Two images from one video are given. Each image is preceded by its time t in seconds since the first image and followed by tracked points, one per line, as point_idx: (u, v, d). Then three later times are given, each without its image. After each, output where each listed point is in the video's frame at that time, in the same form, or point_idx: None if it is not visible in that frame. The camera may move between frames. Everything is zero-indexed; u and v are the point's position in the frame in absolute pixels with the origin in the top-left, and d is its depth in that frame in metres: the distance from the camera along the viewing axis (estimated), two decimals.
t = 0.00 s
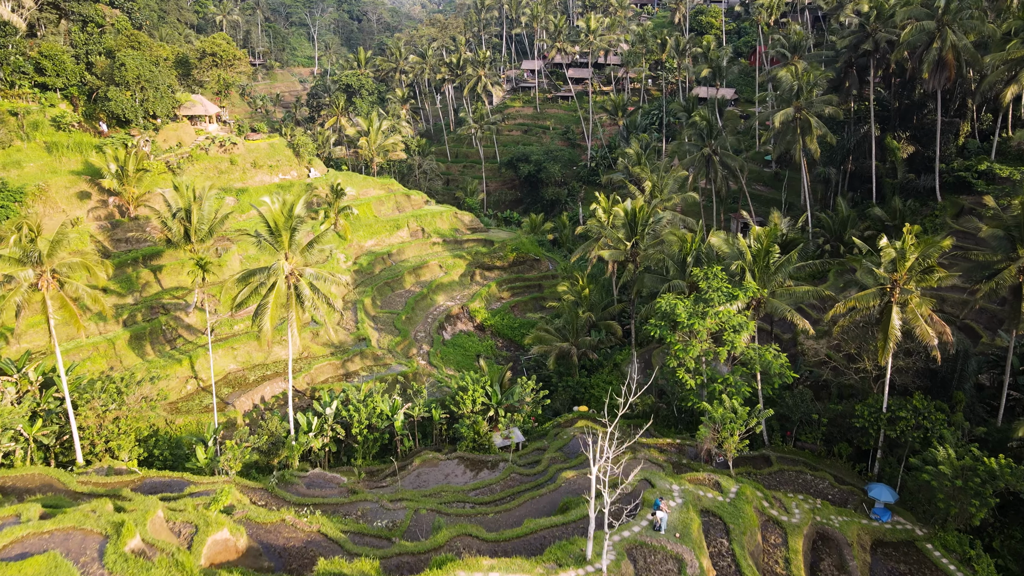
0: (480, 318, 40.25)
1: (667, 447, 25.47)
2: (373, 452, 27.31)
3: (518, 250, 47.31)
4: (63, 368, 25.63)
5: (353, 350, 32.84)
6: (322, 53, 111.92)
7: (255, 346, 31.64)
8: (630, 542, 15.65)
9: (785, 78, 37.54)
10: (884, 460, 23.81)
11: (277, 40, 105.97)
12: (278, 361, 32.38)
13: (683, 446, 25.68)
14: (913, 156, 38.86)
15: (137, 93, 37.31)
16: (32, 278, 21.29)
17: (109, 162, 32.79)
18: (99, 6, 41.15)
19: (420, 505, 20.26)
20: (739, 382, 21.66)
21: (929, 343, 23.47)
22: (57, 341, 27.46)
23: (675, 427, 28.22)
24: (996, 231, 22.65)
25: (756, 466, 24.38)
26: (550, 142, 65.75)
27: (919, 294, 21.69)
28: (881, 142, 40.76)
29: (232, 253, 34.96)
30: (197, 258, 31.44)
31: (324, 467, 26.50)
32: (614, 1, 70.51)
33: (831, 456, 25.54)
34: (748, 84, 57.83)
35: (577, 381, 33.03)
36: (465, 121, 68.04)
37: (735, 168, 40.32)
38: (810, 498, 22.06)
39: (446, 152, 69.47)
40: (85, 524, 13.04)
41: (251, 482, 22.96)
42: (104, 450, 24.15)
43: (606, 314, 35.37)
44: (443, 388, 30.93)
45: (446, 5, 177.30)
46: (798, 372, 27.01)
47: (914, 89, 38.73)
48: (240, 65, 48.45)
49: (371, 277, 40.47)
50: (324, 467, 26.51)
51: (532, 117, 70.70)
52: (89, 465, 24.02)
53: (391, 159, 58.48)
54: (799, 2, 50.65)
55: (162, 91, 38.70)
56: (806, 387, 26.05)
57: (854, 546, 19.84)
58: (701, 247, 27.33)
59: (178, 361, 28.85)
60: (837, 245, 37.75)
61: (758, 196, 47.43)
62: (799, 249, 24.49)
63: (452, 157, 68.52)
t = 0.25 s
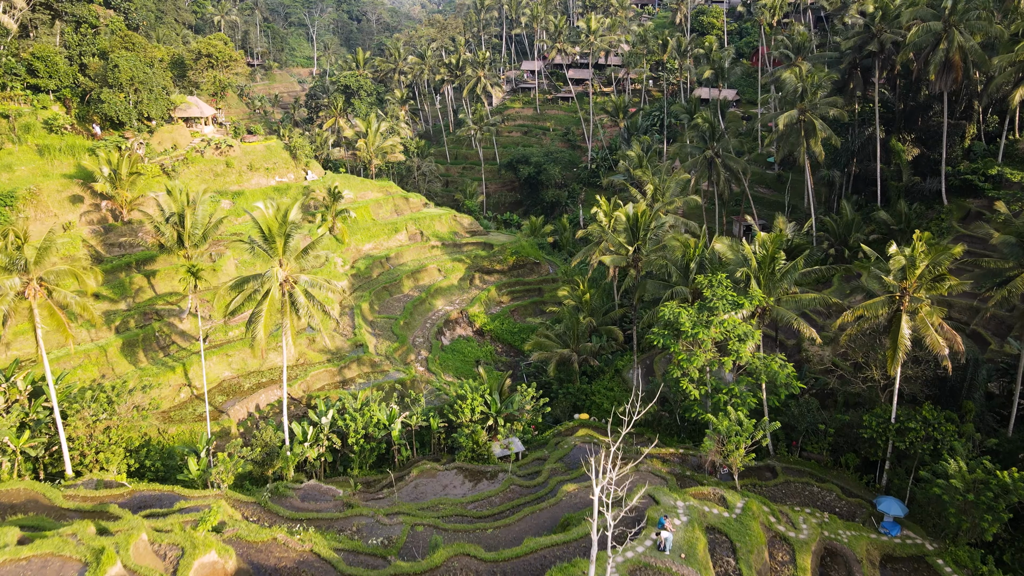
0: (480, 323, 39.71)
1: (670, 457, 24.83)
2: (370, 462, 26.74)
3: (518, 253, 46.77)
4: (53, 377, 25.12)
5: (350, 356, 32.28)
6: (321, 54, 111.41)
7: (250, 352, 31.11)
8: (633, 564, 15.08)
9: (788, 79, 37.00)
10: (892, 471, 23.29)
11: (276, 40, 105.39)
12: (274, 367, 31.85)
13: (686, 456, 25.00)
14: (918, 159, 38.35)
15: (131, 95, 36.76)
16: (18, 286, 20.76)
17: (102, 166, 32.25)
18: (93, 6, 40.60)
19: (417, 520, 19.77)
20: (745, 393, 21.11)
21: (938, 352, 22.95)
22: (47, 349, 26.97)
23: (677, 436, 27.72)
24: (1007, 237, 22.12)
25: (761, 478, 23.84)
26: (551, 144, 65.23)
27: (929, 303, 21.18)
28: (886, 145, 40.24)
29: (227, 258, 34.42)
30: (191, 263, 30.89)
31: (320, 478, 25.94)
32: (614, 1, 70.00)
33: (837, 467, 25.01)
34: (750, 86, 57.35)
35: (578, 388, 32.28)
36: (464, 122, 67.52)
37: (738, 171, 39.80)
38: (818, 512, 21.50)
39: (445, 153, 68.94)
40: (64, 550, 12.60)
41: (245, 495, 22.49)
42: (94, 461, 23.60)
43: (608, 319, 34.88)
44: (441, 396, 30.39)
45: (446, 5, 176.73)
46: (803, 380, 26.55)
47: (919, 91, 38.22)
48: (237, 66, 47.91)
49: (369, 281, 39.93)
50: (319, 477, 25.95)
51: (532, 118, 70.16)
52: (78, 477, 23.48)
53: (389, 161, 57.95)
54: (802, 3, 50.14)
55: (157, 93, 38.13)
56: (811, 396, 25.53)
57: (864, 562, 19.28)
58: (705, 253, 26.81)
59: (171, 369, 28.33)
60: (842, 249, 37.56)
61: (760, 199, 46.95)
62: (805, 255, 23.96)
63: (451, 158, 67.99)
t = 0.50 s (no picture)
0: (479, 328, 39.14)
1: (674, 468, 24.22)
2: (366, 472, 26.14)
3: (518, 256, 46.20)
4: (42, 385, 24.56)
5: (347, 363, 31.67)
6: (320, 54, 110.92)
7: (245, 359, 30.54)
8: None
9: (792, 81, 36.45)
10: (901, 483, 22.70)
11: (275, 41, 104.85)
12: (269, 375, 31.28)
13: (689, 466, 24.52)
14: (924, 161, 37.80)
15: (125, 97, 36.20)
16: (3, 295, 20.20)
17: (94, 169, 31.68)
18: (87, 7, 40.05)
19: (414, 536, 19.31)
20: (751, 404, 20.53)
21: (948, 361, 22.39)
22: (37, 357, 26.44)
23: (680, 445, 27.16)
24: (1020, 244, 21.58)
25: (766, 490, 23.26)
26: (551, 145, 64.71)
27: (940, 311, 20.63)
28: (891, 147, 39.69)
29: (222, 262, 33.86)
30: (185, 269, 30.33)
31: (315, 489, 25.33)
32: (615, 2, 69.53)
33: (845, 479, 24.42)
34: (752, 87, 56.86)
35: (579, 395, 31.89)
36: (464, 123, 66.99)
37: (741, 173, 39.24)
38: (826, 526, 20.91)
39: (444, 155, 68.41)
40: None
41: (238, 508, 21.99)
42: (84, 473, 22.98)
43: (609, 325, 34.33)
44: (439, 404, 29.83)
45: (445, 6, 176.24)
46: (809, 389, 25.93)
47: (925, 92, 37.69)
48: (234, 67, 47.37)
49: (367, 285, 39.38)
50: (314, 488, 25.35)
51: (532, 120, 69.62)
52: (67, 489, 22.84)
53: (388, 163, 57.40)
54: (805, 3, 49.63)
55: (152, 95, 37.59)
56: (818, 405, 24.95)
57: None
58: (709, 259, 26.25)
59: (163, 377, 27.78)
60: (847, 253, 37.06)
61: (763, 202, 46.40)
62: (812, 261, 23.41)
63: (451, 160, 67.46)
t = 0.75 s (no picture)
0: (478, 333, 38.56)
1: (678, 480, 23.66)
2: (363, 483, 25.58)
3: (518, 260, 45.64)
4: (31, 395, 23.99)
5: (343, 369, 31.09)
6: (319, 54, 110.27)
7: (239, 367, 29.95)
8: None
9: (797, 82, 35.88)
10: (910, 496, 22.14)
11: (273, 41, 104.21)
12: (264, 382, 30.70)
13: (691, 477, 23.94)
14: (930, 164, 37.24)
15: (118, 99, 35.62)
16: None
17: (86, 173, 31.07)
18: (81, 7, 39.43)
19: (412, 553, 19.17)
20: (757, 416, 20.00)
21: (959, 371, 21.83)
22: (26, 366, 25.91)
23: (683, 454, 26.61)
24: None
25: (773, 503, 22.67)
26: (551, 147, 64.16)
27: (952, 320, 20.06)
28: (896, 149, 39.14)
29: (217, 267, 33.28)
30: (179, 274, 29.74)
31: (310, 500, 24.78)
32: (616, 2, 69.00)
33: (852, 490, 23.84)
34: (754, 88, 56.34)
35: (579, 403, 31.18)
36: (463, 125, 66.43)
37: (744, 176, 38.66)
38: (834, 542, 20.33)
39: (444, 156, 67.84)
40: None
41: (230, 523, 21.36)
42: (73, 485, 22.39)
43: (611, 330, 33.73)
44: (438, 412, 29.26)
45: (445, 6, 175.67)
46: (816, 398, 25.45)
47: (931, 94, 37.13)
48: (230, 68, 46.78)
49: (365, 290, 38.81)
50: (309, 500, 24.80)
51: (532, 121, 69.09)
52: (55, 501, 22.24)
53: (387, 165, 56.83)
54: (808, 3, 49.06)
55: (145, 97, 37.06)
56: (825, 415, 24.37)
57: None
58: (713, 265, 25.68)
59: (156, 385, 27.23)
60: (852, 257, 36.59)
61: (766, 205, 45.84)
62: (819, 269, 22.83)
63: (450, 161, 66.89)
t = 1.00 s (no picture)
0: (478, 338, 37.98)
1: (682, 491, 23.15)
2: (359, 494, 24.99)
3: (518, 264, 45.05)
4: (19, 405, 23.43)
5: (340, 377, 30.50)
6: (318, 54, 109.73)
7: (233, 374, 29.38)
8: None
9: (801, 84, 35.30)
10: (920, 509, 21.55)
11: (272, 41, 103.57)
12: (260, 390, 30.12)
13: (694, 487, 23.45)
14: (936, 166, 36.67)
15: (110, 101, 35.02)
16: None
17: (77, 176, 30.46)
18: (73, 8, 38.81)
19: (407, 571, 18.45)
20: (763, 428, 19.46)
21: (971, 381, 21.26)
22: (15, 374, 25.48)
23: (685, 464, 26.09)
24: None
25: (779, 516, 22.09)
26: (551, 148, 63.61)
27: (964, 329, 19.48)
28: (901, 151, 38.55)
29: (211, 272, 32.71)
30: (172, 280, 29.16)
31: (305, 512, 24.20)
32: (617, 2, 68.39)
33: (859, 502, 23.25)
34: (756, 89, 55.73)
35: (580, 410, 30.63)
36: (463, 126, 65.85)
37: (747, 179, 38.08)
38: (843, 557, 19.73)
39: (443, 158, 67.29)
40: None
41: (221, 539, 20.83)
42: (62, 497, 21.59)
43: (612, 336, 33.16)
44: (436, 421, 28.68)
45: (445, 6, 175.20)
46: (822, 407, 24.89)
47: (938, 96, 36.55)
48: (226, 69, 46.16)
49: (362, 294, 38.22)
50: (304, 512, 24.22)
51: (532, 122, 68.53)
52: (42, 515, 21.55)
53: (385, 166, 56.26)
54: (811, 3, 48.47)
55: (139, 98, 36.50)
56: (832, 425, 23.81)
57: None
58: (717, 271, 25.09)
59: (147, 394, 26.80)
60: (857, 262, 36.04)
61: (768, 208, 45.29)
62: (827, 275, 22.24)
63: (450, 163, 66.32)
